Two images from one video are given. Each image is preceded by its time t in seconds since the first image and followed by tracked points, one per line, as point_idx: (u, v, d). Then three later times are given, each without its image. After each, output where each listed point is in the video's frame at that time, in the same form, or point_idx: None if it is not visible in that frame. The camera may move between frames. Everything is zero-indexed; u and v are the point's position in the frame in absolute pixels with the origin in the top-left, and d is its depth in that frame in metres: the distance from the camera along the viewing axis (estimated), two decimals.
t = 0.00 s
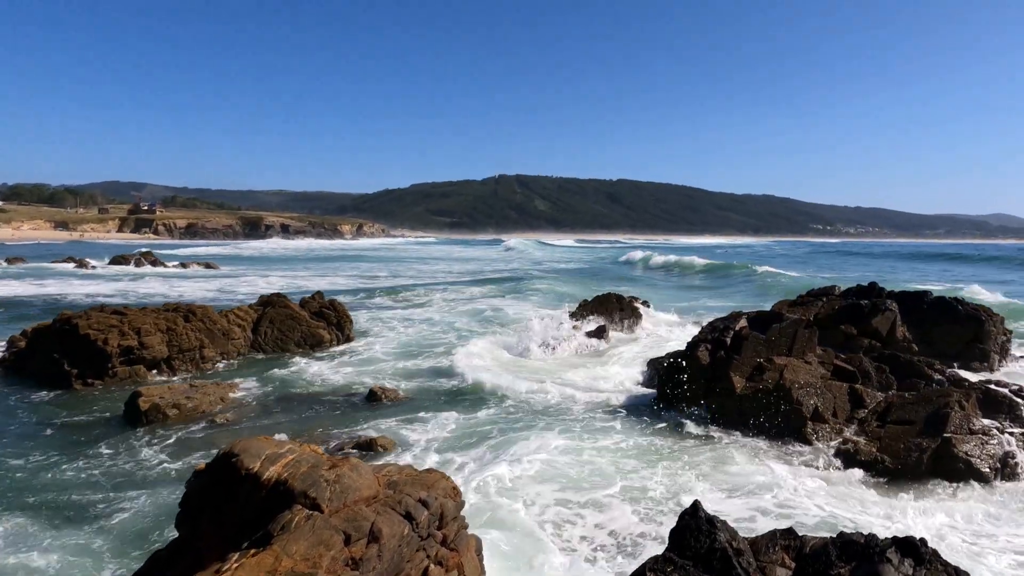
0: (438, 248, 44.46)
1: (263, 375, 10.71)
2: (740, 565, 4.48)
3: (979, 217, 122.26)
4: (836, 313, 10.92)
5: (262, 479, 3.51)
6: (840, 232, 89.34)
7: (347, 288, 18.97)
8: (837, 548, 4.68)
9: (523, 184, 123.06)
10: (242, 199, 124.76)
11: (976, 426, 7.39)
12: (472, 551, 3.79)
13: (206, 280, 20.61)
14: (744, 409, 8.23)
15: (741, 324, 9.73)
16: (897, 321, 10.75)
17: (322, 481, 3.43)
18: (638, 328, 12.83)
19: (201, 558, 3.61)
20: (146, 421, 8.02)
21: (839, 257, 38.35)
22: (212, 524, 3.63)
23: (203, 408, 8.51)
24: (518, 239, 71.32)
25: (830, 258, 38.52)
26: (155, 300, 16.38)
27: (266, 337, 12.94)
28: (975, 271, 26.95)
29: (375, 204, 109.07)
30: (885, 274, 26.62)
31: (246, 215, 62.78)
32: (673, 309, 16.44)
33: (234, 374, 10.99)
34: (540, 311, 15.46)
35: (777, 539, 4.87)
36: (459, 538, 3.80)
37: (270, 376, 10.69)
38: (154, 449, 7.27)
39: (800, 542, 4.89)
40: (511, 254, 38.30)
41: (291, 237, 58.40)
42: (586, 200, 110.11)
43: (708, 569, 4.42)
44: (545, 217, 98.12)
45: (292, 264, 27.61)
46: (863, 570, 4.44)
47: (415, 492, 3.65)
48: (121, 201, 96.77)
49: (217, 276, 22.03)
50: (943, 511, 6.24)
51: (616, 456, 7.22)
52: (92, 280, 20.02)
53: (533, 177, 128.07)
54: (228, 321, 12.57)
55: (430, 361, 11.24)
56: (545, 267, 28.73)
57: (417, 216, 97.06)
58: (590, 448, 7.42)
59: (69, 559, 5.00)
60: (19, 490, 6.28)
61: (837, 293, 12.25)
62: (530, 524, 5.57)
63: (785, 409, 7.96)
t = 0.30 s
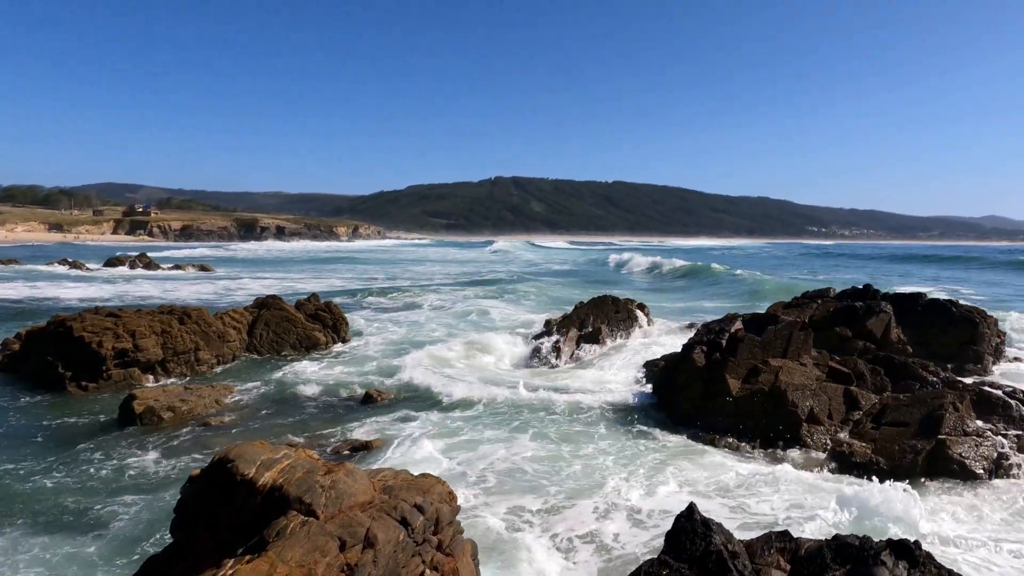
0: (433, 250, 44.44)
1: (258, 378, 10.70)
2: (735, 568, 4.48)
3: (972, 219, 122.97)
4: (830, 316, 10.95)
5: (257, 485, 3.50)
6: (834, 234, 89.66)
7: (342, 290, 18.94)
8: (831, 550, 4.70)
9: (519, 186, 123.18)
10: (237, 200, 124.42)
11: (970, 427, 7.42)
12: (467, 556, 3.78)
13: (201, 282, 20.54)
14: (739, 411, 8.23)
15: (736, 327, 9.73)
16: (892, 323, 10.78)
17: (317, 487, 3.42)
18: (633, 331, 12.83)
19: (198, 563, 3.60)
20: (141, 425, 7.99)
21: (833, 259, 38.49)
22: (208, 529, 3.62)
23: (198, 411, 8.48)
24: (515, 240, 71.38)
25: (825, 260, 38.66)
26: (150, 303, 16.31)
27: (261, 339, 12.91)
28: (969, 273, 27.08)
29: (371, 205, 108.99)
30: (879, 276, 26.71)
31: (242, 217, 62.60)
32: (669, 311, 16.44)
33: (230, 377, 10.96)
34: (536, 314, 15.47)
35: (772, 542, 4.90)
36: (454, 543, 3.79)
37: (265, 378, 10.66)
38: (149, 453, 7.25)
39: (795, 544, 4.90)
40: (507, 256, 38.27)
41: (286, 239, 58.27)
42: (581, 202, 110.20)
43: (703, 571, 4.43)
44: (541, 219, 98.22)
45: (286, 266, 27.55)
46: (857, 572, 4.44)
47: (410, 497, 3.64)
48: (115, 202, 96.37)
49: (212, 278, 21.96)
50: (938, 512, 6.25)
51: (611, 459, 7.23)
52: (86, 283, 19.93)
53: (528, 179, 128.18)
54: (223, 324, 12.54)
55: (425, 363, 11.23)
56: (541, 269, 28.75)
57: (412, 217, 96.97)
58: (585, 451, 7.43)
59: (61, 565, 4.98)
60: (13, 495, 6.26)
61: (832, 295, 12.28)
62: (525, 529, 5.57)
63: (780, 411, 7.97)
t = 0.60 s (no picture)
0: (428, 252, 44.43)
1: (252, 380, 10.67)
2: (730, 572, 4.48)
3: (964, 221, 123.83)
4: (824, 318, 10.99)
5: (252, 493, 3.49)
6: (828, 236, 90.01)
7: (336, 293, 18.91)
8: (825, 553, 4.72)
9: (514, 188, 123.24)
10: (232, 202, 124.04)
11: (963, 429, 7.46)
12: (462, 563, 3.78)
13: (195, 285, 20.47)
14: (734, 414, 8.26)
15: (731, 330, 9.76)
16: (885, 325, 10.83)
17: (312, 495, 3.41)
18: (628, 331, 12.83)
19: (193, 572, 3.60)
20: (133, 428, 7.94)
21: (826, 262, 38.69)
22: (202, 537, 3.61)
23: (192, 414, 8.45)
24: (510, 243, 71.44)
25: (818, 263, 38.82)
26: (143, 306, 16.24)
27: (256, 342, 12.87)
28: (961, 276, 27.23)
29: (366, 206, 108.85)
30: (872, 278, 26.86)
31: (236, 219, 62.39)
32: (662, 313, 16.48)
33: (224, 380, 10.93)
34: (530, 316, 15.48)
35: (766, 546, 4.92)
36: (449, 550, 3.78)
37: (259, 381, 10.63)
38: (143, 457, 7.22)
39: (789, 548, 4.93)
40: (502, 258, 38.26)
41: (281, 241, 58.14)
42: (576, 204, 110.35)
43: None
44: (536, 220, 98.29)
45: (281, 268, 27.45)
46: None
47: (405, 505, 3.63)
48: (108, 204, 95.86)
49: (206, 280, 21.89)
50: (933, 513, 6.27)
51: (606, 461, 7.24)
52: (80, 285, 19.83)
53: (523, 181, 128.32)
54: (217, 327, 12.50)
55: (420, 367, 11.24)
56: (535, 272, 28.77)
57: (407, 219, 96.89)
58: (580, 454, 7.43)
59: (54, 571, 4.96)
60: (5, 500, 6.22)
61: (826, 298, 12.32)
62: (521, 532, 5.56)
63: (774, 414, 7.99)
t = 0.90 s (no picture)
0: (422, 255, 44.35)
1: (247, 382, 10.63)
2: (724, 574, 4.50)
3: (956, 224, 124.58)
4: (818, 320, 11.04)
5: (245, 499, 3.48)
6: (821, 238, 90.39)
7: (330, 295, 18.85)
8: (819, 555, 4.74)
9: (509, 190, 123.28)
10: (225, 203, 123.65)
11: (955, 430, 7.51)
12: (457, 568, 3.77)
13: (188, 287, 20.38)
14: (727, 416, 8.28)
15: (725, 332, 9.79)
16: (878, 327, 10.88)
17: (306, 500, 3.41)
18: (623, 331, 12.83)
19: None
20: (126, 430, 7.90)
21: (818, 264, 38.93)
22: (196, 542, 3.60)
23: (186, 417, 8.42)
24: (505, 245, 71.46)
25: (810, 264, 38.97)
26: (136, 308, 16.17)
27: (250, 344, 12.83)
28: (952, 278, 27.44)
29: (360, 208, 108.61)
30: (864, 281, 27.02)
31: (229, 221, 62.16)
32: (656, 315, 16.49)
33: (218, 382, 10.88)
34: (525, 319, 15.50)
35: (760, 548, 4.93)
36: (444, 555, 3.77)
37: (254, 383, 10.59)
38: (136, 460, 7.17)
39: (783, 550, 4.94)
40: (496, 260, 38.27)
41: (274, 243, 57.95)
42: (570, 206, 110.54)
43: None
44: (530, 223, 98.36)
45: (274, 271, 27.34)
46: None
47: (400, 511, 3.63)
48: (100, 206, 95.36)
49: (199, 283, 21.81)
50: (927, 514, 6.29)
51: (602, 463, 7.24)
52: (72, 288, 19.72)
53: (517, 184, 128.55)
54: (211, 329, 12.45)
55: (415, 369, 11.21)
56: (529, 274, 28.75)
57: (402, 221, 96.75)
58: (575, 455, 7.43)
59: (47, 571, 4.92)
60: None
61: (819, 300, 12.37)
62: (518, 533, 5.55)
63: (768, 416, 8.01)
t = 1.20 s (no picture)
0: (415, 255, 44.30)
1: (238, 382, 10.57)
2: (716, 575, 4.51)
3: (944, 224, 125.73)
4: (809, 321, 11.10)
5: (236, 507, 3.46)
6: (811, 238, 91.00)
7: (322, 296, 18.78)
8: (809, 557, 4.76)
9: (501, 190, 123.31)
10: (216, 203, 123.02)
11: (944, 431, 7.57)
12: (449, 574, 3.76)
13: (178, 288, 20.26)
14: (719, 417, 8.31)
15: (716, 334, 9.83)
16: (868, 327, 10.96)
17: (297, 508, 3.39)
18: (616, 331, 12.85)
19: None
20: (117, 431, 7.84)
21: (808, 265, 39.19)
22: (190, 546, 3.57)
23: (176, 419, 8.37)
24: (498, 246, 71.51)
25: (800, 265, 39.27)
26: (125, 310, 16.05)
27: (240, 344, 12.78)
28: (940, 279, 27.69)
29: (352, 209, 108.32)
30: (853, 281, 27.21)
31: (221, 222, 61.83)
32: (647, 316, 16.54)
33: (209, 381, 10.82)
34: (517, 321, 15.50)
35: (752, 550, 4.95)
36: (436, 561, 3.76)
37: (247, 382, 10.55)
38: (126, 462, 7.11)
39: (774, 551, 4.96)
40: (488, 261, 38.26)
41: (265, 244, 57.70)
42: (563, 207, 110.66)
43: None
44: (523, 224, 98.46)
45: (265, 272, 27.22)
46: None
47: (391, 517, 3.62)
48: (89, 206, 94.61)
49: (190, 284, 21.68)
50: (918, 514, 6.32)
51: (595, 465, 7.24)
52: (60, 290, 19.54)
53: (510, 184, 128.57)
54: (202, 331, 12.39)
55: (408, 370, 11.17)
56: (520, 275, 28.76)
57: (394, 222, 96.56)
58: (568, 456, 7.44)
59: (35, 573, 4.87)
60: None
61: (810, 301, 12.45)
62: (511, 534, 5.55)
63: (760, 417, 8.04)
